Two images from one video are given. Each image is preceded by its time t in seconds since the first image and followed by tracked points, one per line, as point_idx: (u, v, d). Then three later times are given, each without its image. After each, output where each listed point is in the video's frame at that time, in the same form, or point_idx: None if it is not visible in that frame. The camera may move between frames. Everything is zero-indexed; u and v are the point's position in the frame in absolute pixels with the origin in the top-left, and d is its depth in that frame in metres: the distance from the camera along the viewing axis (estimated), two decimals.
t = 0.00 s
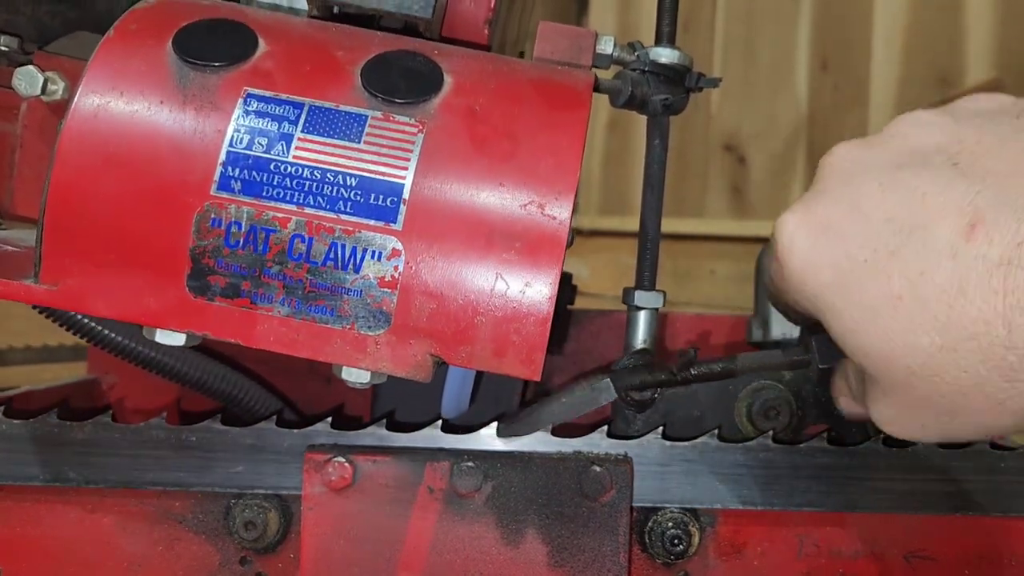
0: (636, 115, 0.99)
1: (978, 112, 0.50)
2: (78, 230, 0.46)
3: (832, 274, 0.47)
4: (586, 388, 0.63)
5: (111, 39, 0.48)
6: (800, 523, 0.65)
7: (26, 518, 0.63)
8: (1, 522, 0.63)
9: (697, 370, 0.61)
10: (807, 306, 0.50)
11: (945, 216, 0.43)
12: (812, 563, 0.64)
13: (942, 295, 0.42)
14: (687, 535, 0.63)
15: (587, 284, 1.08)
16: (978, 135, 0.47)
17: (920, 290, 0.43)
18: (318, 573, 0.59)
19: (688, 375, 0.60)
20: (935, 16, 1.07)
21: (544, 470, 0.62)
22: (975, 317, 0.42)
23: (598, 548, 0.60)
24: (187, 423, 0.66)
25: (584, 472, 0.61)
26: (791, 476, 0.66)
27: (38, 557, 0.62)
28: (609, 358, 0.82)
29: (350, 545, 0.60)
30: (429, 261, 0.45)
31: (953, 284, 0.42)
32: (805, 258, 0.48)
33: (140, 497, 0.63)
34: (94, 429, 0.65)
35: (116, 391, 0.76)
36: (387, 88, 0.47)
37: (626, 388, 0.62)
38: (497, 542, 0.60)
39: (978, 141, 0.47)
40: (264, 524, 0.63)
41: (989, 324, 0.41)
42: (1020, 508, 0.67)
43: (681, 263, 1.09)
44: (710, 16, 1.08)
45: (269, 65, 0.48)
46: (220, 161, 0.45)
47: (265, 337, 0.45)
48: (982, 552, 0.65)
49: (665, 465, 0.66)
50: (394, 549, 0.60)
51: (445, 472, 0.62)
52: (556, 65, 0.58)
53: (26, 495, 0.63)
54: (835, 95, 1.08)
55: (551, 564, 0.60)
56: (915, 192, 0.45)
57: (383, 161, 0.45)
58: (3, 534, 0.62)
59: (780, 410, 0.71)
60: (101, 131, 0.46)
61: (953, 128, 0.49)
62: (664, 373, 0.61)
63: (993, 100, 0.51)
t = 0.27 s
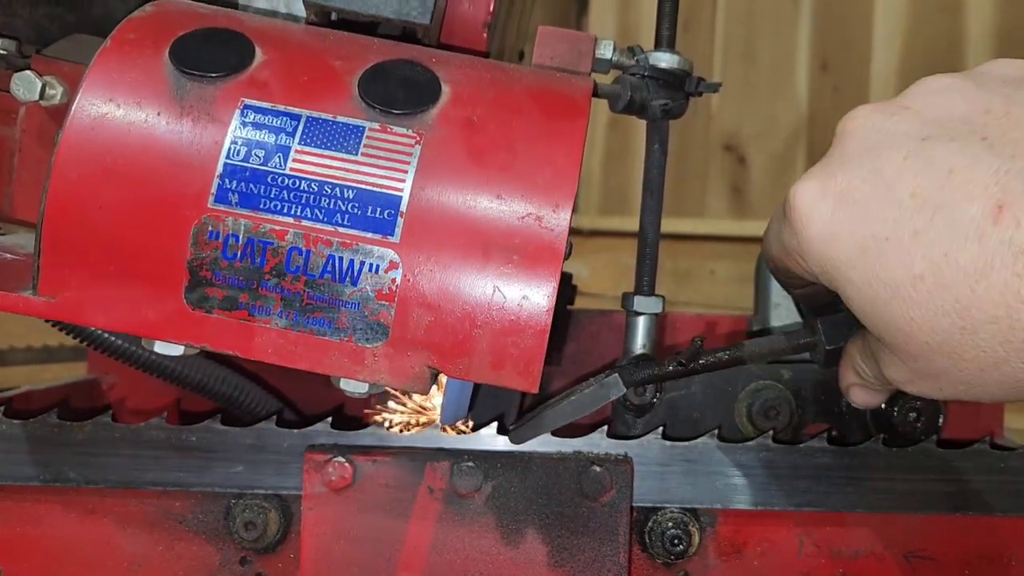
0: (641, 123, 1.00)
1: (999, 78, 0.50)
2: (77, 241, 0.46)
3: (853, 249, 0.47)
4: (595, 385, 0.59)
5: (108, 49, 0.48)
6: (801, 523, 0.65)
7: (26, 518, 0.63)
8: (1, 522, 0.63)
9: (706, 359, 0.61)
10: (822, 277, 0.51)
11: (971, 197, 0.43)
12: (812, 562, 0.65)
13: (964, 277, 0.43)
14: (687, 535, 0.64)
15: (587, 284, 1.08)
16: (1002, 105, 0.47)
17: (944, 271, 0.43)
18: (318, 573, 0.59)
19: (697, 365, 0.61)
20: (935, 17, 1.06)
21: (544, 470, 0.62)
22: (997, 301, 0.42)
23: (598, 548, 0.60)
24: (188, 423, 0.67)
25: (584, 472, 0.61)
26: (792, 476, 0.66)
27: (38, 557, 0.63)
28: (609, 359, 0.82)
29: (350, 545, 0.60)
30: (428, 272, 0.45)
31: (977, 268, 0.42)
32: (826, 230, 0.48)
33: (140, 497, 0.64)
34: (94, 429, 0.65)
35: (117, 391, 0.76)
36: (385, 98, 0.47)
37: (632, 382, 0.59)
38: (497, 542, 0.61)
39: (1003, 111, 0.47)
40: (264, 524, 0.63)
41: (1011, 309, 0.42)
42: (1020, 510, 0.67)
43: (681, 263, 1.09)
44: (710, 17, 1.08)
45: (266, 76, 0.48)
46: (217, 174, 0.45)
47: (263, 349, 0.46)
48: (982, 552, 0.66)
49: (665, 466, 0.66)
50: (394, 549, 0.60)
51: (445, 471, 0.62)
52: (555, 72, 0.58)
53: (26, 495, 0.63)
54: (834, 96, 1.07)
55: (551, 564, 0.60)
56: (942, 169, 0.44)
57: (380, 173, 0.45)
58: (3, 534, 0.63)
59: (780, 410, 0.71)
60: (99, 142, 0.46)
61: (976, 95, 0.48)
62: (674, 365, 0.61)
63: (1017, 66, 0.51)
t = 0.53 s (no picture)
0: (637, 125, 1.02)
1: (971, 74, 0.51)
2: (75, 252, 0.46)
3: (826, 246, 0.47)
4: (580, 381, 0.59)
5: (105, 59, 0.48)
6: (801, 523, 0.65)
7: (26, 518, 0.63)
8: (2, 522, 0.63)
9: (690, 352, 0.60)
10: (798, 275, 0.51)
11: (944, 193, 0.43)
12: (812, 562, 0.65)
13: (937, 273, 0.43)
14: (687, 535, 0.64)
15: (587, 284, 1.08)
16: (976, 100, 0.48)
17: (917, 267, 0.44)
18: (318, 573, 0.60)
19: (682, 357, 0.60)
20: (935, 15, 1.05)
21: (544, 470, 0.62)
22: (970, 297, 0.43)
23: (598, 548, 0.61)
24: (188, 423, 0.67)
25: (584, 472, 0.61)
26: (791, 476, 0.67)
27: (39, 557, 0.63)
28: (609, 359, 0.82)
29: (350, 545, 0.60)
30: (426, 283, 0.45)
31: (949, 263, 0.43)
32: (800, 226, 0.48)
33: (140, 497, 0.64)
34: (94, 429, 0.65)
35: (117, 391, 0.76)
36: (383, 109, 0.47)
37: (616, 377, 0.59)
38: (497, 542, 0.61)
39: (976, 107, 0.47)
40: (264, 524, 0.63)
41: (984, 306, 0.42)
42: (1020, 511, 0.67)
43: (682, 264, 1.09)
44: (710, 17, 1.07)
45: (263, 86, 0.48)
46: (215, 185, 0.45)
47: (261, 359, 0.46)
48: (982, 552, 0.66)
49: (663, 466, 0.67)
50: (394, 550, 0.60)
51: (445, 471, 0.62)
52: (553, 78, 0.58)
53: (26, 495, 0.64)
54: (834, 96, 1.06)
55: (551, 564, 0.61)
56: (915, 165, 0.45)
57: (378, 185, 0.45)
58: (3, 534, 0.63)
59: (780, 410, 0.70)
60: (96, 153, 0.46)
61: (951, 91, 0.49)
62: (658, 358, 0.61)
63: (994, 63, 0.52)
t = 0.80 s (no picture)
0: (638, 126, 1.01)
1: (948, 86, 0.52)
2: (74, 253, 0.46)
3: (802, 250, 0.49)
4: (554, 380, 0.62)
5: (104, 60, 0.48)
6: (801, 523, 0.65)
7: (25, 517, 0.63)
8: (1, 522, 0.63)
9: (662, 351, 0.64)
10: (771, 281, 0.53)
11: (918, 199, 0.45)
12: (812, 563, 0.65)
13: (910, 277, 0.45)
14: (687, 535, 0.64)
15: (587, 284, 1.08)
16: (949, 110, 0.49)
17: (889, 271, 0.46)
18: (317, 573, 0.59)
19: (654, 356, 0.63)
20: (936, 16, 1.04)
21: (544, 470, 0.62)
22: (941, 301, 0.45)
23: (599, 548, 0.61)
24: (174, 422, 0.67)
25: (584, 472, 0.61)
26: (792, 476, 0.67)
27: (40, 557, 0.63)
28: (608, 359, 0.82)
29: (350, 545, 0.60)
30: (426, 284, 0.45)
31: (922, 267, 0.45)
32: (775, 231, 0.50)
33: (140, 497, 0.64)
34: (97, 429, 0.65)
35: (116, 390, 0.76)
36: (383, 110, 0.47)
37: (591, 374, 0.61)
38: (497, 542, 0.61)
39: (950, 117, 0.49)
40: (263, 524, 0.63)
41: (954, 310, 0.44)
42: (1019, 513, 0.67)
43: (682, 263, 1.09)
44: (709, 17, 1.08)
45: (262, 87, 0.48)
46: (214, 186, 0.45)
47: (261, 360, 0.46)
48: (982, 552, 0.66)
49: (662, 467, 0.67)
50: (394, 550, 0.60)
51: (445, 471, 0.62)
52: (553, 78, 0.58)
53: (25, 495, 0.63)
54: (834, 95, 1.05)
55: (551, 564, 0.60)
56: (890, 171, 0.47)
57: (377, 185, 0.45)
58: (3, 534, 0.63)
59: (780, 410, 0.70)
60: (95, 154, 0.46)
61: (927, 101, 0.50)
62: (631, 358, 0.63)
63: (977, 77, 0.52)
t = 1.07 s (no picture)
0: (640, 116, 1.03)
1: (932, 104, 0.52)
2: (78, 228, 0.46)
3: (782, 262, 0.49)
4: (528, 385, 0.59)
5: (111, 38, 0.48)
6: (801, 524, 0.64)
7: (24, 518, 0.62)
8: None
9: (641, 358, 0.62)
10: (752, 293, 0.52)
11: (896, 213, 0.46)
12: (813, 563, 0.64)
13: (887, 292, 0.45)
14: (687, 535, 0.63)
15: (587, 284, 1.08)
16: (930, 126, 0.50)
17: (865, 285, 0.46)
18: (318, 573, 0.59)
19: (631, 364, 0.61)
20: (935, 15, 1.06)
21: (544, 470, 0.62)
22: (917, 318, 0.45)
23: (599, 548, 0.60)
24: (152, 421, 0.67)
25: (584, 472, 0.61)
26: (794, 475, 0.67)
27: (39, 557, 0.62)
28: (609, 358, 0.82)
29: (350, 545, 0.59)
30: (430, 259, 0.45)
31: (899, 282, 0.45)
32: (756, 243, 0.50)
33: (140, 497, 0.63)
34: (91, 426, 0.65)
35: (116, 390, 0.76)
36: (388, 86, 0.47)
37: (566, 381, 0.59)
38: (497, 542, 0.60)
39: (931, 134, 0.49)
40: (264, 524, 0.62)
41: (929, 326, 0.45)
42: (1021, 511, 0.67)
43: (680, 263, 1.09)
44: (710, 15, 1.08)
45: (268, 64, 0.48)
46: (220, 160, 0.45)
47: (265, 335, 0.45)
48: (982, 555, 0.65)
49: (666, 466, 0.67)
50: (394, 550, 0.60)
51: (445, 471, 0.61)
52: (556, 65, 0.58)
53: (25, 495, 0.63)
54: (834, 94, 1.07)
55: (551, 564, 0.60)
56: (869, 186, 0.47)
57: (383, 160, 0.45)
58: (2, 534, 0.62)
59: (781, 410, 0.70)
60: (100, 130, 0.46)
61: (908, 116, 0.51)
62: (608, 364, 0.62)
63: (955, 96, 0.53)
